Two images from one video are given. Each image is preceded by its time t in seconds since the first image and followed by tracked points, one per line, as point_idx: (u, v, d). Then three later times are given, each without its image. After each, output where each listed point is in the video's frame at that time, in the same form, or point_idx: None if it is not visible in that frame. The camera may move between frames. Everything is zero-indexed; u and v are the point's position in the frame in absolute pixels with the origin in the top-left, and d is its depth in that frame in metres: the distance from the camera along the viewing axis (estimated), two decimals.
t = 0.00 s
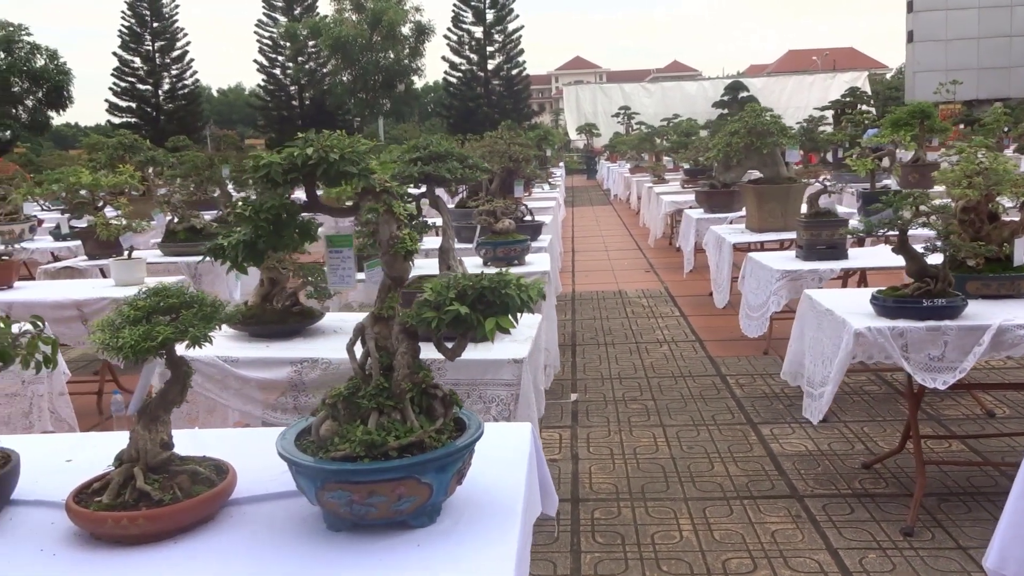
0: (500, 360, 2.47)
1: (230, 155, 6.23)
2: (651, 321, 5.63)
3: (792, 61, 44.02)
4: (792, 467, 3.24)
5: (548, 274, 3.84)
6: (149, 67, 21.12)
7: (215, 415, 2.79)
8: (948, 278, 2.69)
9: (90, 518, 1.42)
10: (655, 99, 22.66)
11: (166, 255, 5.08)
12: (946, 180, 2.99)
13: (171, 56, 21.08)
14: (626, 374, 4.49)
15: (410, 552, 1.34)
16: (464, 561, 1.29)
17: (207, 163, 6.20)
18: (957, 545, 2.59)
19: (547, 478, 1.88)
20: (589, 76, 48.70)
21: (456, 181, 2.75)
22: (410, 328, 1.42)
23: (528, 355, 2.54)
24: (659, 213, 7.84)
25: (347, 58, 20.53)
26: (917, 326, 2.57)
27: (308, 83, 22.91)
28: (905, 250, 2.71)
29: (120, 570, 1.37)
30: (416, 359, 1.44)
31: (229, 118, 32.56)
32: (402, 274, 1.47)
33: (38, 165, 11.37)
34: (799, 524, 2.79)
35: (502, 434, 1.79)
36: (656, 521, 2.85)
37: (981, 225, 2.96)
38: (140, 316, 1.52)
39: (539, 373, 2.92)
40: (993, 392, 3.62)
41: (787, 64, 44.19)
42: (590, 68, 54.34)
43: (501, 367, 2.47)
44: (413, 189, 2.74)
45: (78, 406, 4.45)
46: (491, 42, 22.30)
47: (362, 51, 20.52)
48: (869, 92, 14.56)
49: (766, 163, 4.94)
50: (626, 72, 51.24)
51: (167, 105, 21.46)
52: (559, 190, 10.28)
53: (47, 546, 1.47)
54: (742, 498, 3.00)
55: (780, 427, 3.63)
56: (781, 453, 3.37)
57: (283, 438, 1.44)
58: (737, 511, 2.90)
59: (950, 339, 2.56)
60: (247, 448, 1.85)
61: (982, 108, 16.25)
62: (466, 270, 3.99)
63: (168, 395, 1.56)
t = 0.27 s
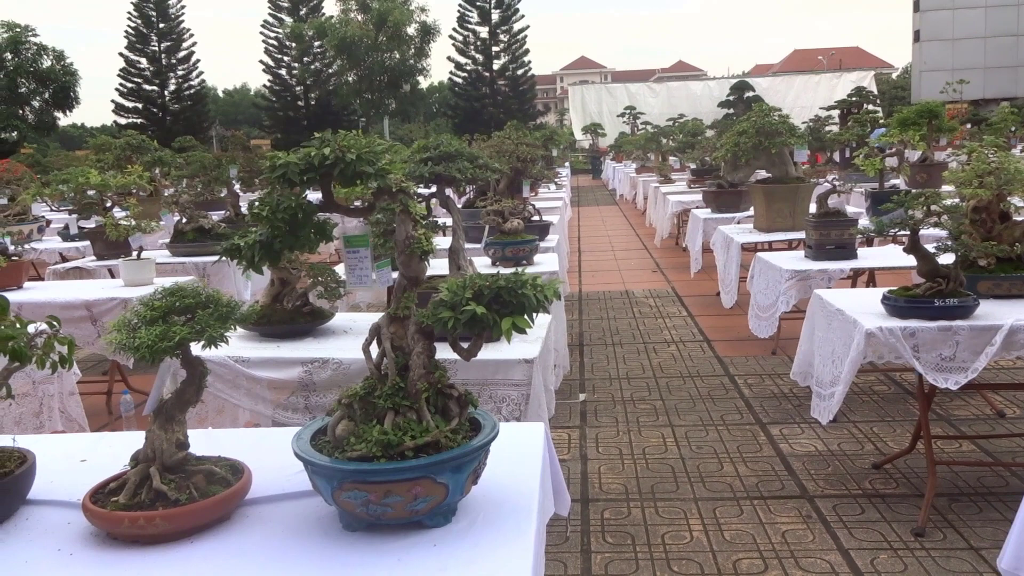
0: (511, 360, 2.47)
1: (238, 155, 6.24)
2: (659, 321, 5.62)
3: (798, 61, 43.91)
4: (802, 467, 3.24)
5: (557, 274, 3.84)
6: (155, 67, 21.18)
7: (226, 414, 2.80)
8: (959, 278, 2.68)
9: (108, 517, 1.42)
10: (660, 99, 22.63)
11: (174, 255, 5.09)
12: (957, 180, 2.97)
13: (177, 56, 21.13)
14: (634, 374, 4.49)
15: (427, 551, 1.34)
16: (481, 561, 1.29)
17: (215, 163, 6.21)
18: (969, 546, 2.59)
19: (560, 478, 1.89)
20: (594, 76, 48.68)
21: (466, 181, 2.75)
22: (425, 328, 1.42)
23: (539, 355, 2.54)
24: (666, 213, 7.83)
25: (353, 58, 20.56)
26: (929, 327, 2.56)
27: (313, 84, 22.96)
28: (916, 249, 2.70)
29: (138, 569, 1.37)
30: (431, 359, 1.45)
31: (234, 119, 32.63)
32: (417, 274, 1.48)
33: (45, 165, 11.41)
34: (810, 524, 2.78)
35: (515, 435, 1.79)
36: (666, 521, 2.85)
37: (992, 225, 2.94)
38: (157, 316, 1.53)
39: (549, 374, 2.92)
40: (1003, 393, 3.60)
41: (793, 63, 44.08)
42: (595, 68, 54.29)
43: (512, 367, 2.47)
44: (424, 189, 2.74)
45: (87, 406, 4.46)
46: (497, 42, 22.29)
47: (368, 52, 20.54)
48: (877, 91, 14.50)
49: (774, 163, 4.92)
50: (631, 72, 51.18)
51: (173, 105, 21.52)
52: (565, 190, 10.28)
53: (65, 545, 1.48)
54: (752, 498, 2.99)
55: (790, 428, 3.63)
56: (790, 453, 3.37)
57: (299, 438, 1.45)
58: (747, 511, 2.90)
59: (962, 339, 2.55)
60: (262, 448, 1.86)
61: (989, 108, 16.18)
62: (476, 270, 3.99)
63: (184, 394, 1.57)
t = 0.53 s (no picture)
0: (520, 359, 2.47)
1: (245, 155, 6.27)
2: (665, 321, 5.63)
3: (803, 60, 43.82)
4: (810, 466, 3.24)
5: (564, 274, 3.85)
6: (162, 67, 21.26)
7: (235, 412, 2.82)
8: (968, 277, 2.68)
9: (125, 514, 1.44)
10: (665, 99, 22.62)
11: (182, 255, 5.12)
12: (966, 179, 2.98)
13: (183, 56, 21.20)
14: (641, 374, 4.50)
15: (441, 547, 1.36)
16: (495, 558, 1.31)
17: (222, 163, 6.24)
18: (977, 545, 2.59)
19: (570, 476, 1.90)
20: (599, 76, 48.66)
21: (475, 180, 2.77)
22: (439, 327, 1.44)
23: (548, 354, 2.55)
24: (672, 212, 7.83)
25: (358, 58, 20.60)
26: (937, 326, 2.57)
27: (319, 83, 23.02)
28: (924, 249, 2.70)
29: (155, 564, 1.39)
30: (445, 357, 1.47)
31: (240, 119, 32.73)
32: (430, 273, 1.49)
33: (52, 165, 11.47)
34: (818, 523, 2.79)
35: (527, 433, 1.80)
36: (674, 520, 2.86)
37: (1000, 224, 2.95)
38: (173, 314, 1.54)
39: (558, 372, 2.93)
40: (1011, 392, 3.60)
41: (798, 63, 43.98)
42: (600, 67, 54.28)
43: (521, 366, 2.47)
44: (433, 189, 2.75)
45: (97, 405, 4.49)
46: (502, 41, 22.31)
47: (373, 52, 20.57)
48: (883, 91, 14.48)
49: (781, 162, 4.92)
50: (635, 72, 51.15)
51: (179, 105, 21.60)
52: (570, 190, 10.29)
53: (82, 541, 1.50)
54: (760, 497, 3.00)
55: (797, 427, 3.63)
56: (798, 452, 3.37)
57: (313, 436, 1.46)
58: (755, 510, 2.91)
59: (970, 339, 2.56)
60: (275, 446, 1.88)
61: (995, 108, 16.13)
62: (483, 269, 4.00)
63: (200, 392, 1.59)
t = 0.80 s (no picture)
0: (529, 357, 2.49)
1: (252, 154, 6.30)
2: (671, 320, 5.65)
3: (808, 60, 43.75)
4: (815, 464, 3.26)
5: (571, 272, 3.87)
6: (167, 67, 21.33)
7: (245, 408, 2.85)
8: (973, 276, 2.70)
9: (145, 506, 1.47)
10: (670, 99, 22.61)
11: (190, 254, 5.15)
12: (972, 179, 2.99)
13: (189, 56, 21.27)
14: (647, 372, 4.52)
15: (455, 539, 1.39)
16: (508, 550, 1.33)
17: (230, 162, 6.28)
18: (983, 543, 2.60)
19: (579, 472, 1.92)
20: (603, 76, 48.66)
21: (484, 180, 2.79)
22: (453, 323, 1.46)
23: (555, 352, 2.57)
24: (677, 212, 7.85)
25: (364, 58, 20.63)
26: (943, 325, 2.58)
27: (324, 83, 23.07)
28: (930, 248, 2.72)
29: (175, 555, 1.42)
30: (458, 353, 1.49)
31: (245, 118, 32.81)
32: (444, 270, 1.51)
33: (58, 164, 11.52)
34: (823, 521, 2.81)
35: (536, 429, 1.83)
36: (680, 517, 2.88)
37: (1006, 223, 2.97)
38: (191, 311, 1.57)
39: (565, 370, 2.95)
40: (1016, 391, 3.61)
41: (803, 63, 43.92)
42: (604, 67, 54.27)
43: (529, 364, 2.50)
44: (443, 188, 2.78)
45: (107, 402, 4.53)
46: (507, 41, 22.32)
47: (378, 52, 20.60)
48: (888, 91, 14.46)
49: (786, 162, 4.94)
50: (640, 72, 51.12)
51: (185, 105, 21.66)
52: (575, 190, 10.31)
53: (103, 533, 1.53)
54: (766, 494, 3.02)
55: (803, 425, 3.65)
56: (804, 450, 3.39)
57: (329, 430, 1.49)
58: (761, 507, 2.93)
59: (976, 337, 2.57)
60: (289, 440, 1.91)
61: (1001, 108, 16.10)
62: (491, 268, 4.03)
63: (217, 387, 1.62)
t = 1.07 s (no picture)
0: (535, 354, 2.52)
1: (257, 154, 6.33)
2: (674, 319, 5.67)
3: (811, 60, 43.73)
4: (819, 461, 3.28)
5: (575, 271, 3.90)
6: (171, 68, 21.40)
7: (253, 404, 2.88)
8: (975, 274, 2.72)
9: (161, 497, 1.50)
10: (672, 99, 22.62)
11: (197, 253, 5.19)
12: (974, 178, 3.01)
13: (192, 57, 21.32)
14: (651, 371, 4.54)
15: (465, 529, 1.41)
16: (517, 539, 1.36)
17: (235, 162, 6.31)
18: (984, 538, 2.63)
19: (586, 466, 1.95)
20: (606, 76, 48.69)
21: (490, 179, 2.82)
22: (463, 317, 1.49)
23: (560, 349, 2.59)
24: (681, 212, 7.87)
25: (367, 59, 20.67)
26: (945, 322, 2.60)
27: (327, 83, 23.11)
28: (932, 246, 2.74)
29: (191, 545, 1.45)
30: (468, 347, 1.53)
31: (248, 119, 32.88)
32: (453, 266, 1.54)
33: (63, 165, 11.56)
34: (826, 516, 2.83)
35: (543, 424, 1.86)
36: (684, 513, 2.90)
37: (1008, 222, 2.99)
38: (205, 306, 1.60)
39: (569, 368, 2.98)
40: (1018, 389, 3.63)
41: (806, 63, 43.89)
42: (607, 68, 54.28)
43: (535, 361, 2.52)
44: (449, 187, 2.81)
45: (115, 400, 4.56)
46: (510, 42, 22.36)
47: (381, 52, 20.64)
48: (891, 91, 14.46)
49: (789, 161, 4.96)
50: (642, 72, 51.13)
51: (188, 105, 21.72)
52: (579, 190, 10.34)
53: (119, 523, 1.55)
54: (770, 491, 3.04)
55: (805, 423, 3.68)
56: (807, 447, 3.42)
57: (341, 422, 1.52)
58: (765, 503, 2.95)
59: (978, 335, 2.59)
60: (300, 435, 1.94)
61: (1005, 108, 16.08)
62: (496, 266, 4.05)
63: (231, 380, 1.65)
